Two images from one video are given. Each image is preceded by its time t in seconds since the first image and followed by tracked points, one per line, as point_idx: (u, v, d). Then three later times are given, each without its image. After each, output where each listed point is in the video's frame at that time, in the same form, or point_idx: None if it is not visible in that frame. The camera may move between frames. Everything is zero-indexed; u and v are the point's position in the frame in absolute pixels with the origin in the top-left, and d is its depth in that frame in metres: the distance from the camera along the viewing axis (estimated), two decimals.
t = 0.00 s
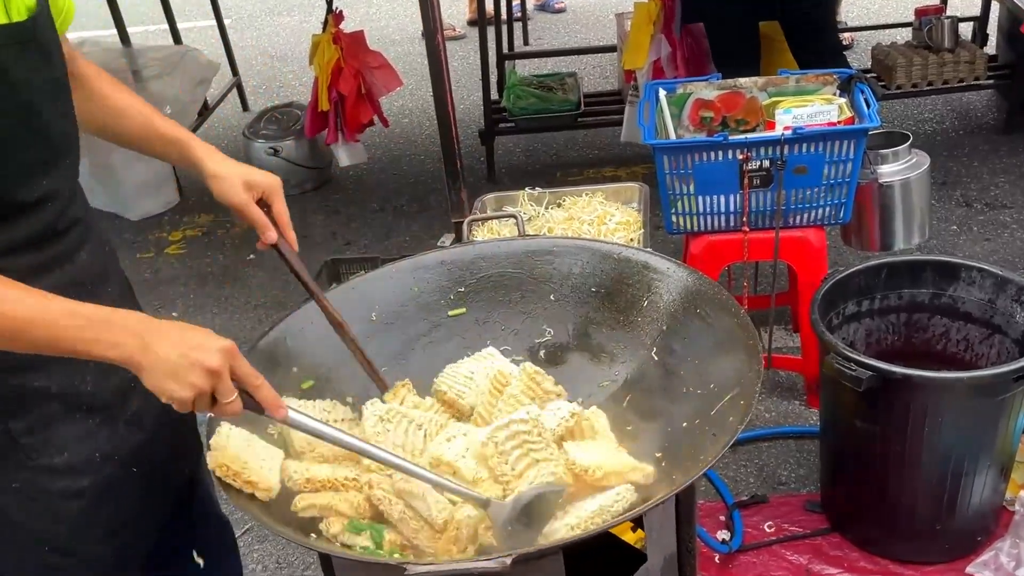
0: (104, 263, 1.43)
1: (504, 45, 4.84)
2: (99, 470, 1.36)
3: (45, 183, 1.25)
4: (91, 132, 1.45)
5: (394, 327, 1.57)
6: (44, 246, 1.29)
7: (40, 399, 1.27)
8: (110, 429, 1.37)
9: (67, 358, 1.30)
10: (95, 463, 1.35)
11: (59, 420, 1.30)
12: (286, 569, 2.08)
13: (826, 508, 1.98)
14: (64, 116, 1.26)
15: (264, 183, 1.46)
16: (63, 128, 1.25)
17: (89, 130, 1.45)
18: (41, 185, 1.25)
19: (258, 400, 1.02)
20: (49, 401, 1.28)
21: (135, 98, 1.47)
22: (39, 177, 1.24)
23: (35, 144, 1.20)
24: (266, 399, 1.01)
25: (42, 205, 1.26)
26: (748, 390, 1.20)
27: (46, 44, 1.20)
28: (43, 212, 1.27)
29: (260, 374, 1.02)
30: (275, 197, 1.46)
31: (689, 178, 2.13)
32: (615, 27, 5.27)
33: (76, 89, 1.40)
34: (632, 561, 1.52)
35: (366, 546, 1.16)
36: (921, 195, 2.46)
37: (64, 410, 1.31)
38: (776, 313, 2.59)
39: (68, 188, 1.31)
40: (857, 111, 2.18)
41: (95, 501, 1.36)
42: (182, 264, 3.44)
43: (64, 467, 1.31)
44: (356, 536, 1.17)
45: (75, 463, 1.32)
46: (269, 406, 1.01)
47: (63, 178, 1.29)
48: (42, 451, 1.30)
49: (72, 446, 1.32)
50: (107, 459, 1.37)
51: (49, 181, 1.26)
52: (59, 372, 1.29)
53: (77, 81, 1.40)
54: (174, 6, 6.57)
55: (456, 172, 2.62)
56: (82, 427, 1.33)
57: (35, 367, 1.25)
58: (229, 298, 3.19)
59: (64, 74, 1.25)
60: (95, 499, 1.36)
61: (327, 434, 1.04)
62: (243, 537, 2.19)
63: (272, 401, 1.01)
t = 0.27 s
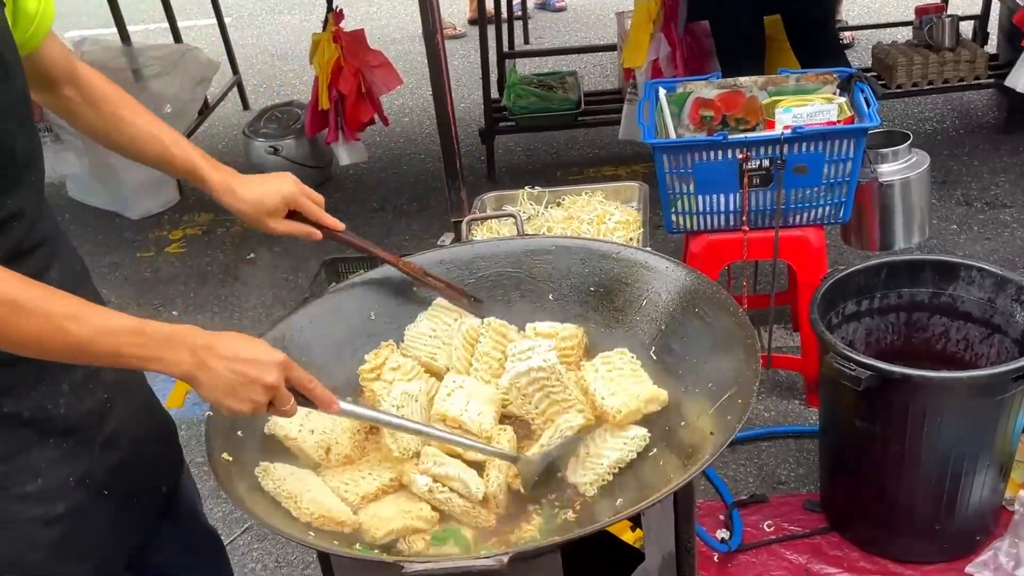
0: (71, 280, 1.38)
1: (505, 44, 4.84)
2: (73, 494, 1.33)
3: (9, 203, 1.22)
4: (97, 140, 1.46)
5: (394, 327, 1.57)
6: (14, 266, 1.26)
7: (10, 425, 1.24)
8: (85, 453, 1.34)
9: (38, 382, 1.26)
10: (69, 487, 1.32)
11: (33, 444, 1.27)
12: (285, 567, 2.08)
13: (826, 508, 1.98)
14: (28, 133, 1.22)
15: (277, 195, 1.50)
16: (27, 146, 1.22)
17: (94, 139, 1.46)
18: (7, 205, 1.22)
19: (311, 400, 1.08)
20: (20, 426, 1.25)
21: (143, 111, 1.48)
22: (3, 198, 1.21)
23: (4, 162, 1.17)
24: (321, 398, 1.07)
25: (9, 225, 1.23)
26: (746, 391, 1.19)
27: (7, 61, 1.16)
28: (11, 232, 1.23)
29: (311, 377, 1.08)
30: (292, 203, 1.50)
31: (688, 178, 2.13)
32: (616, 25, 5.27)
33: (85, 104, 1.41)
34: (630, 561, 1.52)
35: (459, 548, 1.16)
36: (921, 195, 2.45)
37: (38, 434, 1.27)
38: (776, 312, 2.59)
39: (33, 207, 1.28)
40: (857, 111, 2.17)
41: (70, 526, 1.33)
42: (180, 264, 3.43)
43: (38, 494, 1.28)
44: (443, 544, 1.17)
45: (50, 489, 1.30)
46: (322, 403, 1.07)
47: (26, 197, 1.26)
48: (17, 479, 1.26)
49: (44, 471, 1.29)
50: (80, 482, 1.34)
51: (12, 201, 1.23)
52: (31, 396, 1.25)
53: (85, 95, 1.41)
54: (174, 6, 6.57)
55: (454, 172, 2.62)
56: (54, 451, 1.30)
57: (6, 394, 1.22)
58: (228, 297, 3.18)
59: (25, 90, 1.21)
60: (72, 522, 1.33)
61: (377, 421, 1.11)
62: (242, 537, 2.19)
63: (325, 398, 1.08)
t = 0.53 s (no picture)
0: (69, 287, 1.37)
1: (504, 43, 4.84)
2: (70, 504, 1.33)
3: None
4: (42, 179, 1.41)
5: (393, 325, 1.57)
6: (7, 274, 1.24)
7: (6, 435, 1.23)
8: (79, 462, 1.33)
9: (32, 392, 1.25)
10: (65, 496, 1.32)
11: (28, 454, 1.26)
12: (283, 566, 2.08)
13: (825, 507, 1.98)
14: (18, 141, 1.21)
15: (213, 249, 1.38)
16: (18, 154, 1.21)
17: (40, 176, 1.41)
18: None
19: (191, 375, 0.99)
20: (16, 437, 1.24)
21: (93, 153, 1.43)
22: None
23: None
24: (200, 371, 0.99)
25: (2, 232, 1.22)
26: (743, 389, 1.19)
27: None
28: (3, 239, 1.22)
29: (184, 344, 1.00)
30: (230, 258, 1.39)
31: (687, 176, 2.12)
32: (616, 24, 5.27)
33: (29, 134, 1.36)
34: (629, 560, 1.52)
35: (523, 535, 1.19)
36: (920, 193, 2.45)
37: (34, 443, 1.27)
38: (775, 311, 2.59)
39: (28, 212, 1.27)
40: (856, 109, 2.17)
41: (68, 535, 1.33)
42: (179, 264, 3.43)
43: (34, 505, 1.28)
44: (504, 536, 1.19)
45: (46, 498, 1.29)
46: (204, 376, 0.98)
47: (19, 204, 1.24)
48: (12, 489, 1.26)
49: (40, 481, 1.28)
50: (77, 491, 1.33)
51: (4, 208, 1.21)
52: (26, 407, 1.24)
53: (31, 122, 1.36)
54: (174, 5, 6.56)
55: (453, 171, 2.62)
56: (51, 460, 1.29)
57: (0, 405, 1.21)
58: (227, 296, 3.18)
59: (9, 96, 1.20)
60: (68, 531, 1.33)
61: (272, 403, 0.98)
62: (241, 535, 2.19)
63: (206, 372, 0.99)
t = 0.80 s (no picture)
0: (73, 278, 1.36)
1: (504, 41, 4.84)
2: (89, 483, 1.32)
3: (8, 198, 1.20)
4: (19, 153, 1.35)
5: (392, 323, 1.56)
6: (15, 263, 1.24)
7: (26, 419, 1.23)
8: (97, 441, 1.33)
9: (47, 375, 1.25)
10: (84, 478, 1.32)
11: (46, 438, 1.27)
12: (283, 564, 2.08)
13: (825, 505, 1.98)
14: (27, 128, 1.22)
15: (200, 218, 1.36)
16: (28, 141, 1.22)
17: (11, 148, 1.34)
18: (6, 201, 1.20)
19: (241, 418, 1.00)
20: (33, 420, 1.24)
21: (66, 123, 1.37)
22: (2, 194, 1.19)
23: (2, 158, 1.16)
24: (251, 418, 0.99)
25: (10, 220, 1.21)
26: (745, 387, 1.19)
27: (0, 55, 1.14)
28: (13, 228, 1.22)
29: (241, 392, 1.00)
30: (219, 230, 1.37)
31: (688, 173, 2.12)
32: (615, 21, 5.26)
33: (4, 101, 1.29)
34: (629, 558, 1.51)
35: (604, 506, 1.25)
36: (921, 191, 2.45)
37: (52, 427, 1.27)
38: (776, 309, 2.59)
39: (31, 202, 1.26)
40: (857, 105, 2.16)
41: (87, 516, 1.33)
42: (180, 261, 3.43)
43: (55, 486, 1.28)
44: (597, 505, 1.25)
45: (66, 478, 1.29)
46: (255, 424, 0.99)
47: (25, 193, 1.24)
48: (34, 470, 1.26)
49: (61, 462, 1.28)
50: (97, 470, 1.33)
51: (14, 196, 1.21)
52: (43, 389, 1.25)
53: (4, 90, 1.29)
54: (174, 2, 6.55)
55: (453, 168, 2.61)
56: (68, 442, 1.29)
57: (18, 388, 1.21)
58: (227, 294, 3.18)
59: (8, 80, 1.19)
60: (87, 513, 1.33)
61: (318, 450, 1.03)
62: (242, 533, 2.19)
63: (259, 419, 0.99)
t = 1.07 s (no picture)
0: (93, 257, 1.39)
1: (505, 38, 4.83)
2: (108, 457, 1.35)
3: (38, 175, 1.21)
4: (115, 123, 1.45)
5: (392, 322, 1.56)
6: (36, 242, 1.25)
7: (50, 389, 1.25)
8: (112, 415, 1.35)
9: (68, 347, 1.27)
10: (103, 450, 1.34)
11: (68, 409, 1.28)
12: (283, 562, 2.07)
13: (826, 503, 1.98)
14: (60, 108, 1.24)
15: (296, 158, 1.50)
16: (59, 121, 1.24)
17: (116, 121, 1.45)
18: (35, 178, 1.21)
19: (285, 381, 1.11)
20: (56, 391, 1.26)
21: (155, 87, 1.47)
22: (32, 172, 1.20)
23: (29, 135, 1.17)
24: (296, 381, 1.10)
25: (38, 197, 1.23)
26: (748, 385, 1.18)
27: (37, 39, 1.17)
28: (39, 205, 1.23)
29: (288, 359, 1.10)
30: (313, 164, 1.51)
31: (689, 170, 2.12)
32: (615, 18, 5.26)
33: (103, 84, 1.40)
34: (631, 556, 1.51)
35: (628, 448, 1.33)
36: (922, 189, 2.45)
37: (71, 399, 1.28)
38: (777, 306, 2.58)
39: (59, 180, 1.28)
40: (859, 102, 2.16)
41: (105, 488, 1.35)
42: (180, 258, 3.42)
43: (75, 456, 1.29)
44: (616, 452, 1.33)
45: (87, 449, 1.31)
46: (298, 387, 1.10)
47: (54, 170, 1.25)
48: (56, 441, 1.27)
49: (83, 434, 1.30)
50: (112, 442, 1.35)
51: (44, 173, 1.23)
52: (65, 361, 1.27)
53: (99, 76, 1.40)
54: None
55: (454, 164, 2.61)
56: (87, 415, 1.31)
57: (40, 359, 1.23)
58: (228, 290, 3.18)
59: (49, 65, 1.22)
60: (104, 486, 1.35)
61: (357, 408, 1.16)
62: (242, 531, 2.19)
63: (300, 382, 1.10)
